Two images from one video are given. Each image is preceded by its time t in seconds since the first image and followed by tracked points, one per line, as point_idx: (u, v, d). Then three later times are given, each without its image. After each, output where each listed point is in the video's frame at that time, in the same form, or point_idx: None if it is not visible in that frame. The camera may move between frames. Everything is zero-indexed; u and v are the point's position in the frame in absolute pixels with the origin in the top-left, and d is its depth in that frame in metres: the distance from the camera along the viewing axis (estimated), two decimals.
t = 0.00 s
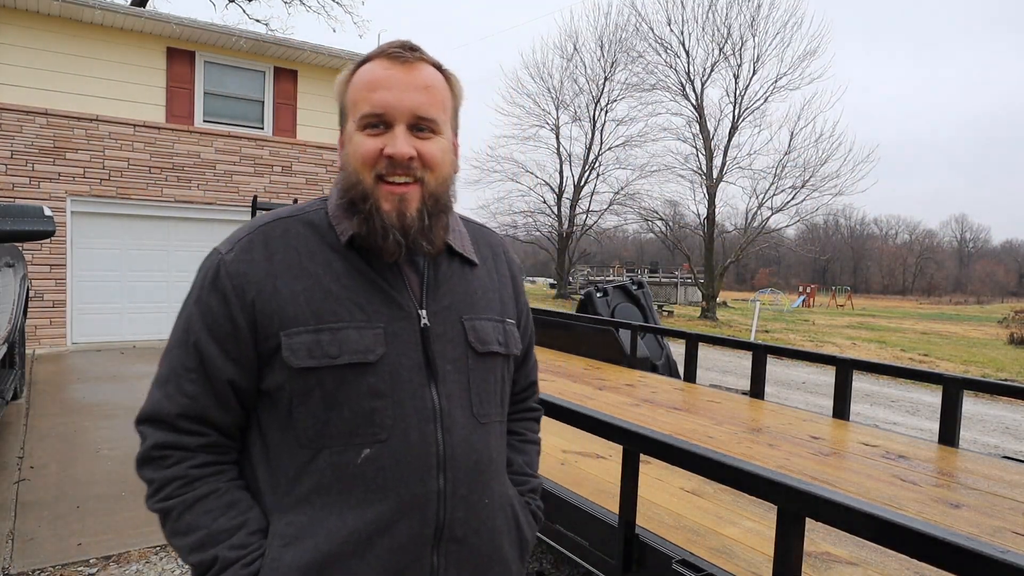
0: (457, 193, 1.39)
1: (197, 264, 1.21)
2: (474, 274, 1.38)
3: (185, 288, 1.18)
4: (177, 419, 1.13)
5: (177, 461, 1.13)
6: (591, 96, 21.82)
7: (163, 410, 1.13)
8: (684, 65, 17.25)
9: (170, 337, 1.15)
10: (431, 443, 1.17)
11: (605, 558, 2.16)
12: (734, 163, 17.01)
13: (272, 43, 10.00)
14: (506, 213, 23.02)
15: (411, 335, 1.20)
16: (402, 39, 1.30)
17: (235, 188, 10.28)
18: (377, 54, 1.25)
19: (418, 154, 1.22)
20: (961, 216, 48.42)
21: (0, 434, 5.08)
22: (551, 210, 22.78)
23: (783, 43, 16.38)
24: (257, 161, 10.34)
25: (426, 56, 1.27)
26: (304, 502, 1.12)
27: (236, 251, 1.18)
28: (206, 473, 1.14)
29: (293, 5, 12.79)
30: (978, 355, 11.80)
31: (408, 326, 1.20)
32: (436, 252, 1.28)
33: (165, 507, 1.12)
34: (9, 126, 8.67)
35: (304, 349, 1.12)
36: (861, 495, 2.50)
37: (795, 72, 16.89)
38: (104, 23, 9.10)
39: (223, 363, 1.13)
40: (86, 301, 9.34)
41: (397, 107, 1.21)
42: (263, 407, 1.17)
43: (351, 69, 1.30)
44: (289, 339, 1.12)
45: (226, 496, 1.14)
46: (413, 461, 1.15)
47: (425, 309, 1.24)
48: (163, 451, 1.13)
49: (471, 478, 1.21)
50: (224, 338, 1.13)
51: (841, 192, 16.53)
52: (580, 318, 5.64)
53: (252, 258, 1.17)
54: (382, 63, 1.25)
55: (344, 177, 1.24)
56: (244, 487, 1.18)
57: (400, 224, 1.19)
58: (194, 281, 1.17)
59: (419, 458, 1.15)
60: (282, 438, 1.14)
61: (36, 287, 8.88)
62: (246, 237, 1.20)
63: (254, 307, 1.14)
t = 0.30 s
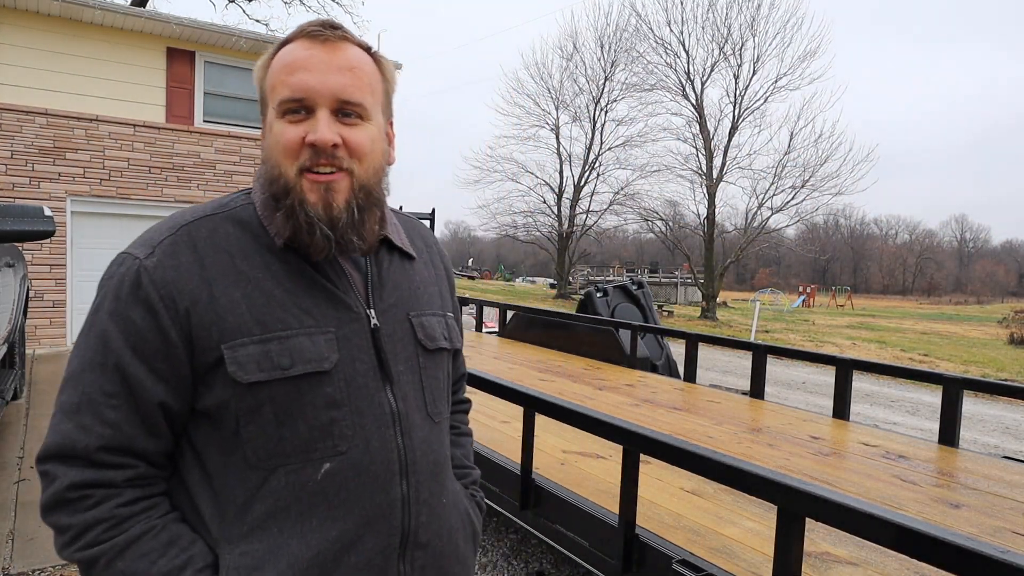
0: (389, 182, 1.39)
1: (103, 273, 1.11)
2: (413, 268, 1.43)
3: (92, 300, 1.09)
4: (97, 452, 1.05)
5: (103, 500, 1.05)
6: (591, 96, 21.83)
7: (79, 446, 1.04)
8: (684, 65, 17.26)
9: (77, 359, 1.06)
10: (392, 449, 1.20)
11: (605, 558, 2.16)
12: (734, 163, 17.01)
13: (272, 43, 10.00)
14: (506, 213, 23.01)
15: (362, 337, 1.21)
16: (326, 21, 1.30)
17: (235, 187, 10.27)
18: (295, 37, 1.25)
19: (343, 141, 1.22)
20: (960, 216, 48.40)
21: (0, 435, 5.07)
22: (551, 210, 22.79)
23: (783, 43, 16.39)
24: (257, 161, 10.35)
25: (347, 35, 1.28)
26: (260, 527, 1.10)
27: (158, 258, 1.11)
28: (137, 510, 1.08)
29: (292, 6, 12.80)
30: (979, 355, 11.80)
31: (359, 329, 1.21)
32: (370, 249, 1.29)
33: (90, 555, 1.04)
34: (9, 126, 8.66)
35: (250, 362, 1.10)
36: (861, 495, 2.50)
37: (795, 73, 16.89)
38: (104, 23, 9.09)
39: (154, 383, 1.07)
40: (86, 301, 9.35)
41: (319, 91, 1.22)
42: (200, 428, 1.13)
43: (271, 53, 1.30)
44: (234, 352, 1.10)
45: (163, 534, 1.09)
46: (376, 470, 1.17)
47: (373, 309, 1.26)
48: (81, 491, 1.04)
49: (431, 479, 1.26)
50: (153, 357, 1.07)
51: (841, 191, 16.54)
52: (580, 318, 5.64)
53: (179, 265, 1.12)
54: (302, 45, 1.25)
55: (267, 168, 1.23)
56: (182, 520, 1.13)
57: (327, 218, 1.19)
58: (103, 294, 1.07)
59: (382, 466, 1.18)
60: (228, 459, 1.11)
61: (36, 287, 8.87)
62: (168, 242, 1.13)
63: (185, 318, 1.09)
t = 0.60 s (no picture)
0: (375, 183, 1.40)
1: (73, 279, 1.07)
2: (393, 266, 1.47)
3: (64, 309, 1.06)
4: (80, 471, 1.03)
5: (91, 520, 1.04)
6: (591, 96, 21.83)
7: (62, 466, 1.01)
8: (684, 65, 17.26)
9: (52, 374, 1.02)
10: (385, 453, 1.22)
11: (605, 558, 2.16)
12: (734, 163, 17.00)
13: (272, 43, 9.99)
14: (506, 213, 23.02)
15: (350, 340, 1.23)
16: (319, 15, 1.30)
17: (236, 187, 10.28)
18: (286, 30, 1.23)
19: (331, 145, 1.23)
20: (960, 217, 48.34)
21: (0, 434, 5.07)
22: (551, 210, 22.79)
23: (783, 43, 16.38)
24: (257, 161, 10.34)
25: (341, 33, 1.28)
26: (256, 538, 1.10)
27: (137, 265, 1.08)
28: (125, 528, 1.06)
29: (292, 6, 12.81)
30: (979, 355, 11.80)
31: (347, 333, 1.23)
32: (354, 254, 1.31)
33: None
34: (9, 126, 8.66)
35: (242, 371, 1.09)
36: (861, 495, 2.50)
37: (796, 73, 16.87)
38: (104, 23, 9.08)
39: (139, 397, 1.05)
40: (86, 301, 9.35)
41: (309, 91, 1.22)
42: (185, 439, 1.12)
43: (258, 44, 1.28)
44: (223, 362, 1.09)
45: (155, 551, 1.07)
46: (370, 475, 1.19)
47: (359, 312, 1.28)
48: (65, 513, 1.02)
49: (421, 478, 1.30)
50: (137, 370, 1.05)
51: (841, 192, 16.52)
52: (580, 317, 5.65)
53: (160, 272, 1.09)
54: (293, 39, 1.24)
55: (250, 165, 1.22)
56: (171, 533, 1.12)
57: (311, 222, 1.19)
58: (78, 305, 1.04)
59: (376, 471, 1.20)
60: (217, 470, 1.10)
61: (36, 287, 8.87)
62: (146, 248, 1.11)
63: (169, 328, 1.08)
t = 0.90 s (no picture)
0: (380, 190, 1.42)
1: (67, 274, 1.07)
2: (389, 268, 1.47)
3: (58, 304, 1.05)
4: (72, 467, 1.02)
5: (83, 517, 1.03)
6: (591, 96, 21.86)
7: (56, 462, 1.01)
8: (684, 65, 17.27)
9: (46, 369, 1.02)
10: (379, 452, 1.23)
11: (605, 558, 2.16)
12: (734, 163, 17.01)
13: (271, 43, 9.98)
14: (506, 213, 23.04)
15: (345, 339, 1.23)
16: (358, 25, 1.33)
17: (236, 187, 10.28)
18: (322, 32, 1.26)
19: (348, 150, 1.24)
20: (960, 217, 48.35)
21: None
22: (551, 210, 22.80)
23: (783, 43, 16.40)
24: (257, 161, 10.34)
25: (376, 45, 1.31)
26: (248, 536, 1.09)
27: (131, 259, 1.07)
28: (118, 526, 1.06)
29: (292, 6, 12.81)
30: (979, 355, 11.81)
31: (343, 331, 1.23)
32: (352, 257, 1.31)
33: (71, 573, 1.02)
34: (9, 126, 8.66)
35: (236, 368, 1.09)
36: (861, 495, 2.50)
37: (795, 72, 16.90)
38: (104, 23, 9.08)
39: (133, 394, 1.05)
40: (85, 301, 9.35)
41: (337, 95, 1.24)
42: (178, 436, 1.11)
43: (293, 38, 1.29)
44: (217, 359, 1.09)
45: (148, 548, 1.07)
46: (364, 475, 1.20)
47: (354, 311, 1.29)
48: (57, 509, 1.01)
49: (414, 478, 1.31)
50: (130, 366, 1.05)
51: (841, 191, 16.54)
52: (580, 318, 5.64)
53: (155, 268, 1.09)
54: (332, 42, 1.26)
55: (263, 157, 1.22)
56: (164, 532, 1.11)
57: (314, 222, 1.20)
58: (72, 300, 1.03)
59: (371, 471, 1.21)
60: (209, 468, 1.09)
61: (36, 287, 8.87)
62: (142, 242, 1.10)
63: (163, 323, 1.07)
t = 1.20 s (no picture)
0: (390, 195, 1.42)
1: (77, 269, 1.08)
2: (395, 267, 1.47)
3: (67, 296, 1.06)
4: (73, 453, 1.02)
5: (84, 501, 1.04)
6: (591, 96, 21.85)
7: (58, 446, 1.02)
8: (684, 65, 17.29)
9: (51, 358, 1.03)
10: (378, 450, 1.22)
11: (605, 558, 2.16)
12: (734, 163, 17.03)
13: (271, 43, 9.99)
14: (506, 213, 23.04)
15: (347, 335, 1.23)
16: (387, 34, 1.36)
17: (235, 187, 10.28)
18: (353, 35, 1.29)
19: (367, 149, 1.24)
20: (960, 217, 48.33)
21: None
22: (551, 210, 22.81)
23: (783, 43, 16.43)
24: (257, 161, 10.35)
25: (401, 55, 1.33)
26: (243, 530, 1.09)
27: (136, 253, 1.08)
28: (116, 515, 1.06)
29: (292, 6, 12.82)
30: (979, 355, 11.81)
31: (346, 327, 1.23)
32: (360, 254, 1.30)
33: (69, 559, 1.02)
34: (9, 126, 8.66)
35: (235, 360, 1.09)
36: (861, 495, 2.50)
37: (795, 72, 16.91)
38: (104, 23, 9.08)
39: (133, 384, 1.05)
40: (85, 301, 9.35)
41: (361, 94, 1.25)
42: (179, 428, 1.11)
43: (322, 38, 1.32)
44: (216, 350, 1.08)
45: (143, 538, 1.06)
46: (360, 472, 1.19)
47: (358, 307, 1.28)
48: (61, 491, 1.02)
49: (414, 477, 1.29)
50: (131, 357, 1.05)
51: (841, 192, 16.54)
52: (580, 318, 5.64)
53: (159, 260, 1.09)
54: (361, 46, 1.29)
55: (283, 149, 1.23)
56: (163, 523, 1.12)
57: (325, 218, 1.20)
58: (79, 291, 1.04)
59: (369, 468, 1.20)
60: (207, 461, 1.09)
61: (36, 287, 8.87)
62: (147, 236, 1.11)
63: (165, 315, 1.07)
